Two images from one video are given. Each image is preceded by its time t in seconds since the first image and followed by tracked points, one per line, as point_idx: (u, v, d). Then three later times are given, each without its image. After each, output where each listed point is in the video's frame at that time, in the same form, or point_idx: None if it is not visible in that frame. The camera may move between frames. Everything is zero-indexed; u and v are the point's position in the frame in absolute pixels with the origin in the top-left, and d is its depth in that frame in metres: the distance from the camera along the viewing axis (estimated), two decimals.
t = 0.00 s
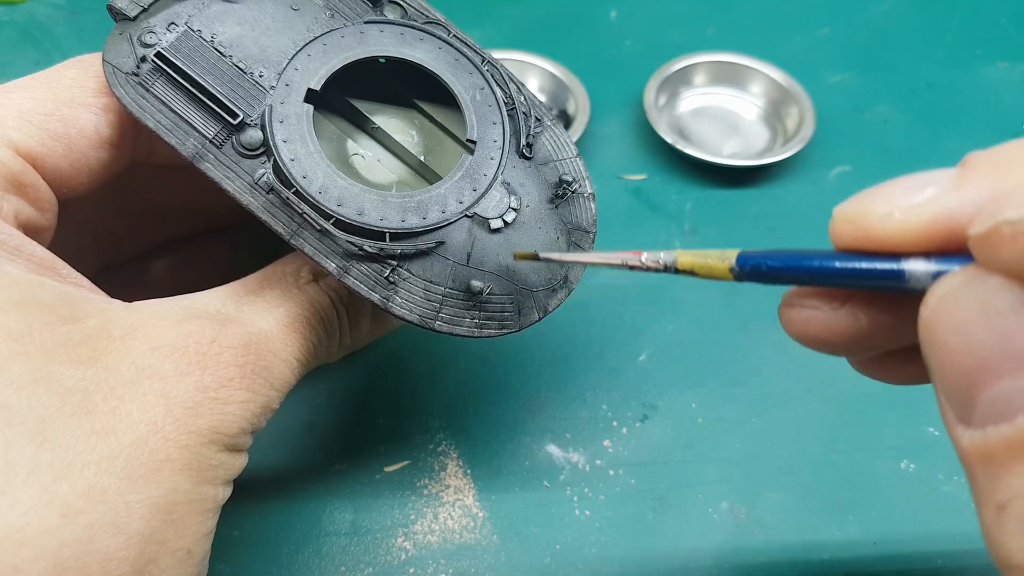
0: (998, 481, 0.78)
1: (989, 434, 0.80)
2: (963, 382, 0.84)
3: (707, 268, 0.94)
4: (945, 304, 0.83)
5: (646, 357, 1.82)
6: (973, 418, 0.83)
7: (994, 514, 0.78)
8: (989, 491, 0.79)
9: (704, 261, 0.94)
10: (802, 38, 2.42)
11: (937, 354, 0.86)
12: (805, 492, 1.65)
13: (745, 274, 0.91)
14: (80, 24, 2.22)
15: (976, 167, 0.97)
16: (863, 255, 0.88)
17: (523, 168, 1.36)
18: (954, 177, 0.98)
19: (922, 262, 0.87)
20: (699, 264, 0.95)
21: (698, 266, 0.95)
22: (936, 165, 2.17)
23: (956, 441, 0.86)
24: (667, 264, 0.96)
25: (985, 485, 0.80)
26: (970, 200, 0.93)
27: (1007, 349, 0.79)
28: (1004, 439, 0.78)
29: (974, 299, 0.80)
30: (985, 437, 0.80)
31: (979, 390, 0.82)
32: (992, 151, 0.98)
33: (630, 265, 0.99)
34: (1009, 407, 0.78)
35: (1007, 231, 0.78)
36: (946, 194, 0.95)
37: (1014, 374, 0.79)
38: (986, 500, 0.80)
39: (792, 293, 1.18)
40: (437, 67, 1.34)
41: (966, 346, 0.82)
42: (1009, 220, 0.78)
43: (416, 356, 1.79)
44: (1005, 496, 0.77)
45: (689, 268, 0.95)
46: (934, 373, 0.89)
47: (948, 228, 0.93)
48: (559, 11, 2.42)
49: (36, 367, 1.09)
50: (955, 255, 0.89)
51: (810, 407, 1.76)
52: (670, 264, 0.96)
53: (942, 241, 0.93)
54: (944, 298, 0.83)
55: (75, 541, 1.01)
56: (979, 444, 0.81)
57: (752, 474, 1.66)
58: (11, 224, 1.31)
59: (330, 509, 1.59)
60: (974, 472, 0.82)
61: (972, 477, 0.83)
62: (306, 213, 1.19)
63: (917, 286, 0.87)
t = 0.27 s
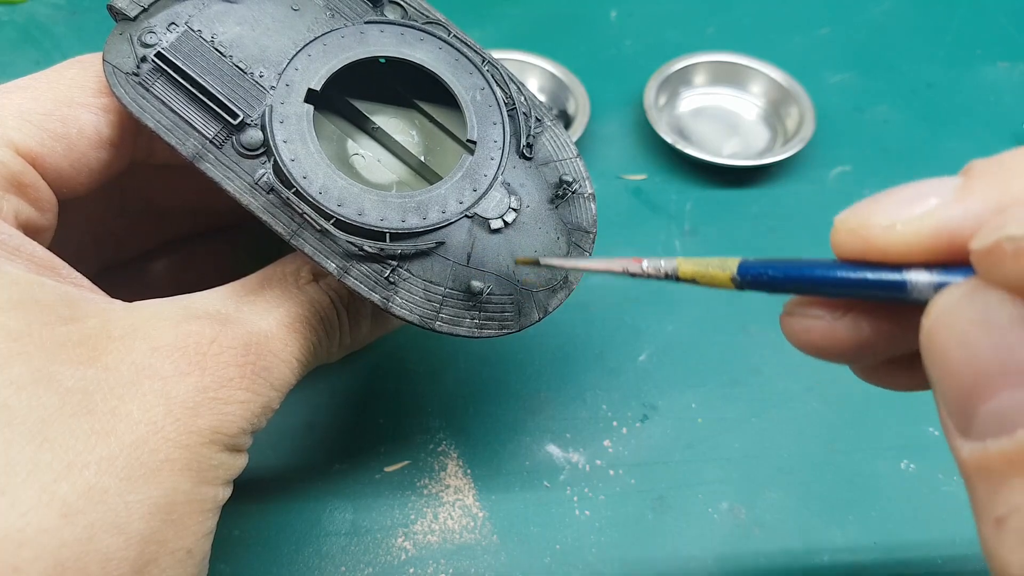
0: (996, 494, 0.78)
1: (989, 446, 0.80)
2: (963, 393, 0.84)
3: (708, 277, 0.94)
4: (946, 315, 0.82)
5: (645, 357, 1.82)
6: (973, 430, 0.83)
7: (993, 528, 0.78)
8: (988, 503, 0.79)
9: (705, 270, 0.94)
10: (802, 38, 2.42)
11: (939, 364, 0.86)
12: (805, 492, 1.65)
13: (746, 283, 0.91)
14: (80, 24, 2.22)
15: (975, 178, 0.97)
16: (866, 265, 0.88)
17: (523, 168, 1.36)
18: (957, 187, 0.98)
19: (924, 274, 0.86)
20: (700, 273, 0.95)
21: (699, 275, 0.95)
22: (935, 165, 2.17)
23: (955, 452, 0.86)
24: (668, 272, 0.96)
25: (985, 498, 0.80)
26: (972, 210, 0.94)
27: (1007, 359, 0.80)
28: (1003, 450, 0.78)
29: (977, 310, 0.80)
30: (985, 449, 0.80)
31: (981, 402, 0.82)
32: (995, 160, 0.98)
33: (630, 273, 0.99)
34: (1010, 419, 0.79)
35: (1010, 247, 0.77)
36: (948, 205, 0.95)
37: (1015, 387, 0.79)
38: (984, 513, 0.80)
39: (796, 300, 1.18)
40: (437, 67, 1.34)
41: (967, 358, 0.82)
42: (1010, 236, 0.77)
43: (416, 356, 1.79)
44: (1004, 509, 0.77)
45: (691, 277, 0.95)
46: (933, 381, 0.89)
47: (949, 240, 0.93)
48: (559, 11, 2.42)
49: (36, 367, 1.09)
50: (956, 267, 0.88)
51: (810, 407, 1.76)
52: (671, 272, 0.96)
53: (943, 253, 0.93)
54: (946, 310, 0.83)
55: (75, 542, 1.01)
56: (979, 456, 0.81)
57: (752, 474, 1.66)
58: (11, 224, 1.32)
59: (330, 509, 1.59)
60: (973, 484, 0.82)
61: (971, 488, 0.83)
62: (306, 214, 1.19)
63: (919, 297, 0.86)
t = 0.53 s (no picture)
0: (1001, 508, 0.79)
1: (994, 462, 0.81)
2: (969, 409, 0.85)
3: (716, 296, 0.96)
4: (953, 332, 0.83)
5: (646, 357, 1.82)
6: (980, 446, 0.84)
7: (998, 541, 0.79)
8: (993, 518, 0.81)
9: (711, 288, 0.96)
10: (802, 38, 2.42)
11: (947, 381, 0.87)
12: (805, 492, 1.65)
13: (754, 303, 0.94)
14: (81, 24, 2.22)
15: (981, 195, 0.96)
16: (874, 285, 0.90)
17: (523, 168, 1.36)
18: (962, 205, 0.97)
19: (932, 292, 0.87)
20: (709, 291, 0.96)
21: (705, 293, 0.97)
22: (935, 166, 2.17)
23: (960, 468, 0.87)
24: (676, 291, 0.97)
25: (989, 512, 0.81)
26: (975, 228, 0.93)
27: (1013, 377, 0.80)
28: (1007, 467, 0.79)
29: (984, 329, 0.80)
30: (989, 466, 0.81)
31: (987, 418, 0.83)
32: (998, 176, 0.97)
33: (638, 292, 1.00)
34: (1014, 436, 0.79)
35: (1014, 267, 0.77)
36: (953, 223, 0.94)
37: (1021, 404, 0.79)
38: (990, 527, 0.81)
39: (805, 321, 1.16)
40: (437, 67, 1.34)
41: (974, 374, 0.83)
42: (1015, 257, 0.77)
43: (416, 356, 1.79)
44: (1009, 524, 0.78)
45: (698, 296, 0.97)
46: (941, 395, 0.90)
47: (954, 259, 0.92)
48: (559, 11, 2.42)
49: (36, 366, 1.09)
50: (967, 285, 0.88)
51: (810, 407, 1.76)
52: (677, 291, 0.97)
53: (950, 272, 0.93)
54: (950, 327, 0.83)
55: (75, 541, 1.01)
56: (984, 472, 0.82)
57: (752, 474, 1.66)
58: (11, 224, 1.32)
59: (330, 509, 1.59)
60: (978, 498, 0.84)
61: (976, 503, 0.84)
62: (307, 214, 1.19)
63: (925, 314, 0.88)
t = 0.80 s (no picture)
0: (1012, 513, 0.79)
1: (1006, 467, 0.81)
2: (979, 414, 0.84)
3: (726, 303, 0.97)
4: (965, 335, 0.82)
5: (646, 357, 1.82)
6: (990, 451, 0.84)
7: (1007, 546, 0.79)
8: (1003, 523, 0.80)
9: (721, 296, 0.97)
10: (802, 38, 2.42)
11: (956, 385, 0.86)
12: (805, 492, 1.65)
13: (764, 310, 0.94)
14: (80, 24, 2.22)
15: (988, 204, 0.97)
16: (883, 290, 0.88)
17: (522, 168, 1.36)
18: (969, 213, 0.98)
19: (942, 300, 0.85)
20: (718, 299, 0.97)
21: (717, 301, 0.97)
22: (935, 165, 2.17)
23: (972, 472, 0.87)
24: (686, 299, 0.99)
25: (999, 518, 0.81)
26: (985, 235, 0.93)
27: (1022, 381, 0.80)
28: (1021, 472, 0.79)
29: (995, 334, 0.79)
30: (1002, 470, 0.81)
31: (998, 422, 0.82)
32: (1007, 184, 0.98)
33: (649, 301, 1.03)
34: None
35: None
36: (962, 230, 0.94)
37: None
38: (1000, 533, 0.80)
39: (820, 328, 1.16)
40: (437, 67, 1.34)
41: (985, 380, 0.82)
42: None
43: (416, 356, 1.79)
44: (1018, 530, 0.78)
45: (709, 304, 0.98)
46: (948, 397, 0.89)
47: (962, 267, 0.92)
48: (559, 11, 2.42)
49: (36, 366, 1.09)
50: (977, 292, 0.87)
51: (810, 407, 1.76)
52: (688, 299, 0.99)
53: (961, 279, 0.92)
54: (963, 332, 0.82)
55: (75, 541, 1.01)
56: (997, 476, 0.82)
57: (752, 474, 1.66)
58: (11, 224, 1.32)
59: (330, 509, 1.59)
60: (989, 503, 0.84)
61: (987, 508, 0.84)
62: (306, 214, 1.19)
63: (937, 321, 0.86)
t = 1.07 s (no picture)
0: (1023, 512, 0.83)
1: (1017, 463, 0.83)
2: (987, 414, 0.87)
3: (741, 304, 1.01)
4: (978, 332, 0.84)
5: (646, 357, 1.82)
6: (1002, 447, 0.86)
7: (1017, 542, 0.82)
8: (1015, 520, 0.84)
9: (737, 298, 1.01)
10: (802, 38, 2.42)
11: (967, 381, 0.87)
12: (805, 492, 1.65)
13: (779, 311, 0.98)
14: (81, 24, 2.22)
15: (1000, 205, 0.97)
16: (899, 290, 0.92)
17: (522, 167, 1.36)
18: (980, 212, 0.97)
19: (957, 297, 0.88)
20: (732, 301, 1.02)
21: (731, 304, 1.02)
22: (935, 165, 2.17)
23: (983, 468, 0.90)
24: (701, 301, 1.04)
25: (1011, 515, 0.84)
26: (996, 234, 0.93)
27: None
28: None
29: (1002, 332, 0.81)
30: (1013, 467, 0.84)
31: (1009, 418, 0.84)
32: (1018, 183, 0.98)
33: (664, 301, 1.08)
34: None
35: None
36: (972, 229, 0.94)
37: None
38: (1012, 530, 0.84)
39: (836, 328, 1.15)
40: (437, 66, 1.34)
41: (997, 377, 0.84)
42: None
43: (416, 356, 1.79)
44: None
45: (723, 306, 1.02)
46: (961, 396, 0.91)
47: (972, 264, 0.92)
48: (559, 11, 2.42)
49: (36, 366, 1.09)
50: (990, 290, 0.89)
51: (810, 407, 1.76)
52: (703, 301, 1.04)
53: (971, 278, 0.92)
54: (975, 329, 0.84)
55: (75, 541, 1.01)
56: (1007, 473, 0.85)
57: (752, 474, 1.66)
58: (10, 224, 1.32)
59: (330, 509, 1.59)
60: (999, 499, 0.87)
61: (999, 504, 0.87)
62: (305, 213, 1.19)
63: (951, 320, 0.89)
